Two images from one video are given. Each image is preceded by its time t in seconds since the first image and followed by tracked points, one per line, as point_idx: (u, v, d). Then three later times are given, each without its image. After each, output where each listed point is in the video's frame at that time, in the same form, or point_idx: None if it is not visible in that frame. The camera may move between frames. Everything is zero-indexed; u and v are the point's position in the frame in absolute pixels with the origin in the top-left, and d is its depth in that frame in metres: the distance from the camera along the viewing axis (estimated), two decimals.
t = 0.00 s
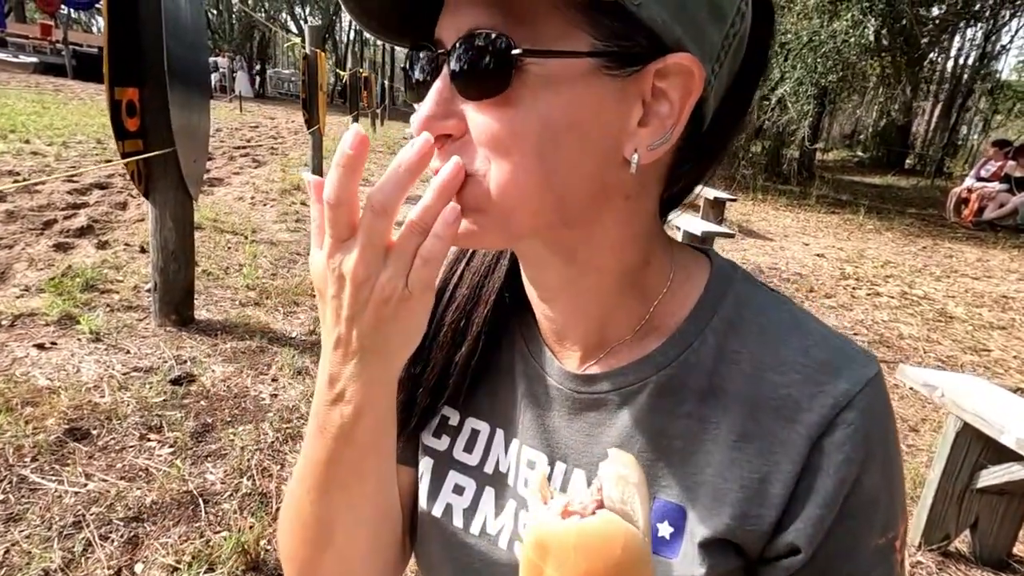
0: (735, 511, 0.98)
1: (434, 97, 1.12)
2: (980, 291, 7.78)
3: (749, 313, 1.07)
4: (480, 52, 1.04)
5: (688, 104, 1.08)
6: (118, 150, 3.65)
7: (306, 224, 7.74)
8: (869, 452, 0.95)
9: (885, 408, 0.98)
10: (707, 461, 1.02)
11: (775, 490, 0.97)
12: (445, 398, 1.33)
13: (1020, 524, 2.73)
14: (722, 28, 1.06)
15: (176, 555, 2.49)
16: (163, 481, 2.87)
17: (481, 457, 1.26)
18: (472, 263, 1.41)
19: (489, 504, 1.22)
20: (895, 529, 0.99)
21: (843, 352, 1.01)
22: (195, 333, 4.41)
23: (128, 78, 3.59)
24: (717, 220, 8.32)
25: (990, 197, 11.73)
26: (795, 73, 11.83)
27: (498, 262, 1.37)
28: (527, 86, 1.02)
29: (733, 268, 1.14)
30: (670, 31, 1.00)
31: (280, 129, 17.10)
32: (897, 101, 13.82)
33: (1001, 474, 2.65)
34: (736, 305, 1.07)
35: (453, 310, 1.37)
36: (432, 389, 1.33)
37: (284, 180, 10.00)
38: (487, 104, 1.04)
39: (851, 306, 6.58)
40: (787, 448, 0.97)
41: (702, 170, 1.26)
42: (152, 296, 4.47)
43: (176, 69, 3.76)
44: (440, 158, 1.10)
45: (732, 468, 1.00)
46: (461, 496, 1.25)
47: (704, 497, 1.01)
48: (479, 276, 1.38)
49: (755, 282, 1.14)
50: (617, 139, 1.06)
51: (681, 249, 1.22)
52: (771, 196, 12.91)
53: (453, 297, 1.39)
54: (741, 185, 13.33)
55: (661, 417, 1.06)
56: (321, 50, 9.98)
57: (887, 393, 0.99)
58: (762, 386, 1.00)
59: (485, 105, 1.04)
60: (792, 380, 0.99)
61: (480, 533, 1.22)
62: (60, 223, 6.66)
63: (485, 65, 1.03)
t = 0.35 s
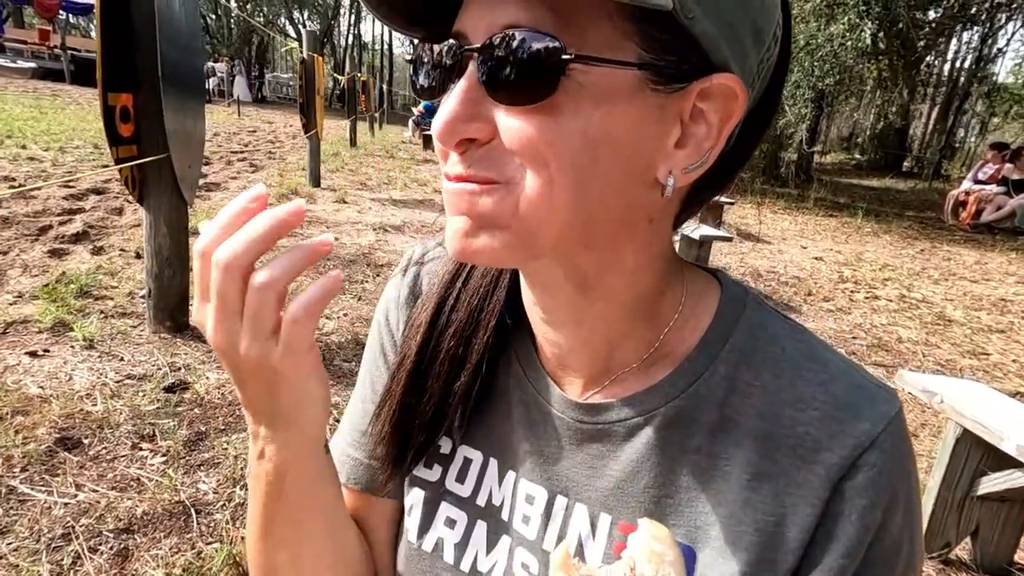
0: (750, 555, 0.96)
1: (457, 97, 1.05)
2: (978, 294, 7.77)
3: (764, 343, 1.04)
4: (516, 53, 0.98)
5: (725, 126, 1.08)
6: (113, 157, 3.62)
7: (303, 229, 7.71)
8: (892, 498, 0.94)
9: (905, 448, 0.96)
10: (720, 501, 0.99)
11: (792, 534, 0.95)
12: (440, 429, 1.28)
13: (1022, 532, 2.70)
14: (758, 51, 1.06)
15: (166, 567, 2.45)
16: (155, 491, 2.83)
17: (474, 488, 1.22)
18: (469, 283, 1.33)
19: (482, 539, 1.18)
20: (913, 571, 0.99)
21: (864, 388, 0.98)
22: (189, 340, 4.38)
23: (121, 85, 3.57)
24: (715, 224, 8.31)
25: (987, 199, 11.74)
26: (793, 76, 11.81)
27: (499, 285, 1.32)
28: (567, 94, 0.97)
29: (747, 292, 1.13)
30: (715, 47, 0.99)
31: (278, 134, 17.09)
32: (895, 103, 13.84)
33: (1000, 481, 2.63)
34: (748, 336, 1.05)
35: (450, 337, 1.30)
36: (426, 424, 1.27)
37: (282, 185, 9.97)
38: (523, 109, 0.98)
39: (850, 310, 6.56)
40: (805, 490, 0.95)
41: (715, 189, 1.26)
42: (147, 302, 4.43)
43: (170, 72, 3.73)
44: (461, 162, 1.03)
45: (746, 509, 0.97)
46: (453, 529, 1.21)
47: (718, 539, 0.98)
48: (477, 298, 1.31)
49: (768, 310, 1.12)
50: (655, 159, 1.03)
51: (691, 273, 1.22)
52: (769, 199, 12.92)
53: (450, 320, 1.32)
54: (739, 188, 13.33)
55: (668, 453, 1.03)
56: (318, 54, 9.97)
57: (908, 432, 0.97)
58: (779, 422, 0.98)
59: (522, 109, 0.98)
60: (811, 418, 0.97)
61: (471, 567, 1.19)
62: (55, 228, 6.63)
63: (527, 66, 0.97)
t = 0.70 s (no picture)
0: None
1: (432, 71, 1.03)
2: (978, 296, 7.75)
3: (753, 355, 1.00)
4: (498, 45, 0.96)
5: (716, 132, 1.03)
6: (107, 161, 3.58)
7: (301, 233, 7.68)
8: (893, 525, 0.88)
9: (905, 468, 0.91)
10: (708, 526, 0.94)
11: (785, 562, 0.89)
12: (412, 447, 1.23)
13: None
14: (757, 62, 1.03)
15: None
16: (146, 500, 2.79)
17: (450, 512, 1.14)
18: (437, 295, 1.32)
19: (456, 567, 1.10)
20: None
21: (861, 405, 0.94)
22: (184, 346, 4.33)
23: (116, 88, 3.55)
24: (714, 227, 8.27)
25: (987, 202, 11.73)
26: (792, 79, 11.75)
27: (461, 301, 1.29)
28: (547, 83, 0.94)
29: (734, 302, 1.08)
30: (715, 52, 0.96)
31: (277, 137, 17.10)
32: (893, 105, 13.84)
33: (1004, 488, 2.59)
34: (735, 349, 1.01)
35: (415, 350, 1.28)
36: (386, 442, 1.25)
37: (280, 189, 9.95)
38: (500, 92, 0.95)
39: (850, 312, 6.53)
40: (798, 514, 0.90)
41: (711, 202, 1.21)
42: (141, 307, 4.39)
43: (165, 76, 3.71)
44: (433, 142, 1.01)
45: (736, 534, 0.92)
46: (426, 557, 1.13)
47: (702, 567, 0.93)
48: (445, 308, 1.30)
49: (757, 321, 1.07)
50: (638, 163, 0.99)
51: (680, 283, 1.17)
52: (767, 202, 12.91)
53: (416, 331, 1.30)
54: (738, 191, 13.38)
55: (652, 473, 0.98)
56: (316, 58, 9.95)
57: (909, 451, 0.92)
58: (769, 441, 0.93)
59: (498, 93, 0.95)
60: (804, 437, 0.92)
61: None
62: (51, 233, 6.59)
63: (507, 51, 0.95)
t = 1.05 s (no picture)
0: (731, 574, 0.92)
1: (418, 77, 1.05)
2: (978, 298, 7.77)
3: (743, 348, 1.01)
4: (482, 43, 0.99)
5: (699, 128, 1.04)
6: (109, 164, 3.59)
7: (302, 236, 7.69)
8: (883, 513, 0.89)
9: (895, 457, 0.91)
10: (700, 516, 0.95)
11: (775, 550, 0.90)
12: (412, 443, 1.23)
13: None
14: (740, 55, 1.04)
15: None
16: (150, 502, 2.79)
17: (448, 507, 1.16)
18: (432, 291, 1.32)
19: (454, 562, 1.11)
20: None
21: (848, 393, 0.94)
22: (186, 348, 4.34)
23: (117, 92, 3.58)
24: (714, 229, 8.28)
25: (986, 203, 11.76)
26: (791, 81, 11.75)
27: (458, 295, 1.30)
28: (529, 83, 0.96)
29: (724, 294, 1.09)
30: (694, 48, 0.97)
31: (277, 141, 17.15)
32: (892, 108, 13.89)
33: (1004, 487, 2.60)
34: (725, 341, 1.01)
35: (412, 344, 1.29)
36: (385, 435, 1.24)
37: (280, 192, 9.96)
38: (482, 95, 0.97)
39: (850, 314, 6.54)
40: (788, 504, 0.90)
41: (701, 196, 1.23)
42: (143, 310, 4.39)
43: (167, 80, 3.74)
44: (420, 146, 1.03)
45: (727, 526, 0.93)
46: (426, 551, 1.15)
47: (694, 556, 0.95)
48: (441, 305, 1.30)
49: (747, 312, 1.08)
50: (623, 160, 1.00)
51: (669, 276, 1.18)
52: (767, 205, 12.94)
53: (413, 326, 1.31)
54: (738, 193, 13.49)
55: (645, 466, 0.99)
56: (316, 62, 9.97)
57: (899, 439, 0.92)
58: (759, 433, 0.94)
59: (481, 96, 0.97)
60: (793, 426, 0.93)
61: None
62: (53, 236, 6.60)
63: (487, 53, 0.97)
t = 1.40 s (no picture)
0: (723, 542, 0.95)
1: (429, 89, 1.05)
2: (975, 297, 7.81)
3: (736, 332, 1.05)
4: (489, 48, 0.99)
5: (698, 129, 1.06)
6: (111, 166, 3.61)
7: (302, 237, 7.73)
8: (865, 481, 0.92)
9: (878, 433, 0.94)
10: (694, 488, 0.99)
11: (766, 519, 0.94)
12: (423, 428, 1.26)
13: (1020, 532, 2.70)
14: (734, 58, 1.07)
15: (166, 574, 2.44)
16: (154, 498, 2.82)
17: (457, 485, 1.19)
18: (442, 286, 1.33)
19: (463, 537, 1.14)
20: (891, 556, 0.96)
21: (831, 371, 0.98)
22: (188, 348, 4.37)
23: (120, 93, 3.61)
24: (712, 229, 8.32)
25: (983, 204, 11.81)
26: (788, 82, 11.79)
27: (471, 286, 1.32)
28: (539, 94, 0.97)
29: (718, 281, 1.13)
30: (695, 55, 0.99)
31: (276, 143, 17.21)
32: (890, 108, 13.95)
33: (998, 482, 2.63)
34: (719, 327, 1.05)
35: (426, 340, 1.30)
36: (404, 426, 1.25)
37: (281, 194, 10.00)
38: (497, 108, 0.98)
39: (848, 313, 6.58)
40: (777, 475, 0.94)
41: (690, 190, 1.27)
42: (145, 310, 4.41)
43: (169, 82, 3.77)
44: (435, 159, 1.03)
45: (721, 496, 0.97)
46: (436, 527, 1.18)
47: (689, 525, 0.99)
48: (450, 300, 1.31)
49: (740, 298, 1.12)
50: (629, 161, 1.03)
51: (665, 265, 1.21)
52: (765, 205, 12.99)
53: (425, 321, 1.31)
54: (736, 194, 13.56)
55: (644, 444, 1.03)
56: (316, 64, 10.03)
57: (880, 414, 0.96)
58: (750, 409, 0.98)
59: (497, 110, 0.98)
60: (781, 402, 0.97)
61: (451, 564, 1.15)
62: (54, 238, 6.63)
63: (504, 63, 0.96)
